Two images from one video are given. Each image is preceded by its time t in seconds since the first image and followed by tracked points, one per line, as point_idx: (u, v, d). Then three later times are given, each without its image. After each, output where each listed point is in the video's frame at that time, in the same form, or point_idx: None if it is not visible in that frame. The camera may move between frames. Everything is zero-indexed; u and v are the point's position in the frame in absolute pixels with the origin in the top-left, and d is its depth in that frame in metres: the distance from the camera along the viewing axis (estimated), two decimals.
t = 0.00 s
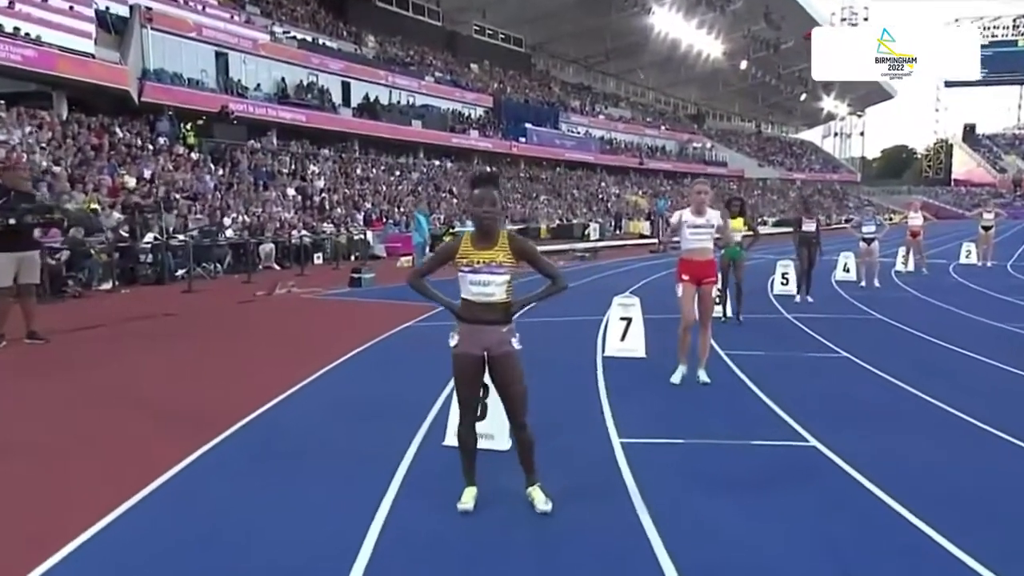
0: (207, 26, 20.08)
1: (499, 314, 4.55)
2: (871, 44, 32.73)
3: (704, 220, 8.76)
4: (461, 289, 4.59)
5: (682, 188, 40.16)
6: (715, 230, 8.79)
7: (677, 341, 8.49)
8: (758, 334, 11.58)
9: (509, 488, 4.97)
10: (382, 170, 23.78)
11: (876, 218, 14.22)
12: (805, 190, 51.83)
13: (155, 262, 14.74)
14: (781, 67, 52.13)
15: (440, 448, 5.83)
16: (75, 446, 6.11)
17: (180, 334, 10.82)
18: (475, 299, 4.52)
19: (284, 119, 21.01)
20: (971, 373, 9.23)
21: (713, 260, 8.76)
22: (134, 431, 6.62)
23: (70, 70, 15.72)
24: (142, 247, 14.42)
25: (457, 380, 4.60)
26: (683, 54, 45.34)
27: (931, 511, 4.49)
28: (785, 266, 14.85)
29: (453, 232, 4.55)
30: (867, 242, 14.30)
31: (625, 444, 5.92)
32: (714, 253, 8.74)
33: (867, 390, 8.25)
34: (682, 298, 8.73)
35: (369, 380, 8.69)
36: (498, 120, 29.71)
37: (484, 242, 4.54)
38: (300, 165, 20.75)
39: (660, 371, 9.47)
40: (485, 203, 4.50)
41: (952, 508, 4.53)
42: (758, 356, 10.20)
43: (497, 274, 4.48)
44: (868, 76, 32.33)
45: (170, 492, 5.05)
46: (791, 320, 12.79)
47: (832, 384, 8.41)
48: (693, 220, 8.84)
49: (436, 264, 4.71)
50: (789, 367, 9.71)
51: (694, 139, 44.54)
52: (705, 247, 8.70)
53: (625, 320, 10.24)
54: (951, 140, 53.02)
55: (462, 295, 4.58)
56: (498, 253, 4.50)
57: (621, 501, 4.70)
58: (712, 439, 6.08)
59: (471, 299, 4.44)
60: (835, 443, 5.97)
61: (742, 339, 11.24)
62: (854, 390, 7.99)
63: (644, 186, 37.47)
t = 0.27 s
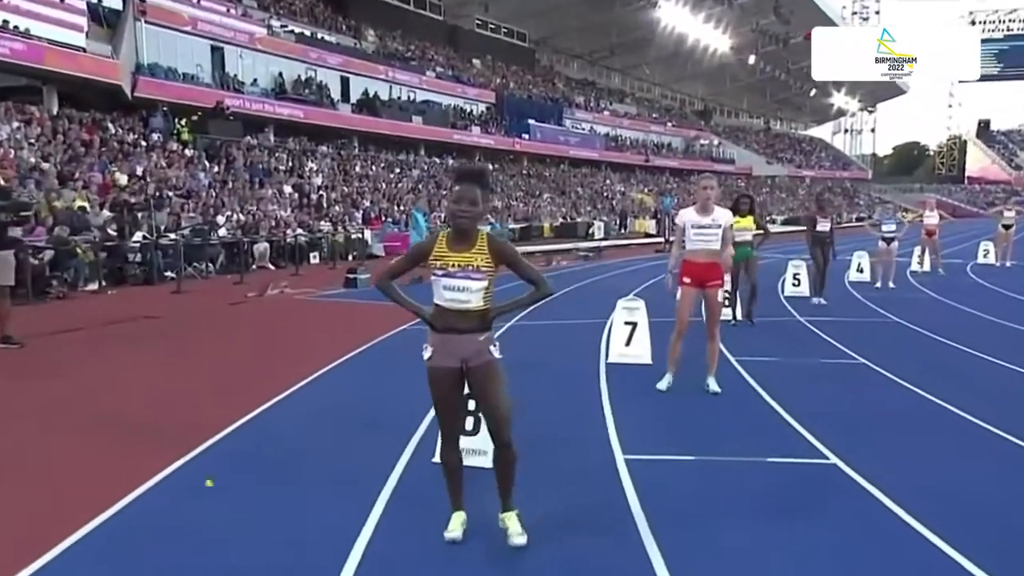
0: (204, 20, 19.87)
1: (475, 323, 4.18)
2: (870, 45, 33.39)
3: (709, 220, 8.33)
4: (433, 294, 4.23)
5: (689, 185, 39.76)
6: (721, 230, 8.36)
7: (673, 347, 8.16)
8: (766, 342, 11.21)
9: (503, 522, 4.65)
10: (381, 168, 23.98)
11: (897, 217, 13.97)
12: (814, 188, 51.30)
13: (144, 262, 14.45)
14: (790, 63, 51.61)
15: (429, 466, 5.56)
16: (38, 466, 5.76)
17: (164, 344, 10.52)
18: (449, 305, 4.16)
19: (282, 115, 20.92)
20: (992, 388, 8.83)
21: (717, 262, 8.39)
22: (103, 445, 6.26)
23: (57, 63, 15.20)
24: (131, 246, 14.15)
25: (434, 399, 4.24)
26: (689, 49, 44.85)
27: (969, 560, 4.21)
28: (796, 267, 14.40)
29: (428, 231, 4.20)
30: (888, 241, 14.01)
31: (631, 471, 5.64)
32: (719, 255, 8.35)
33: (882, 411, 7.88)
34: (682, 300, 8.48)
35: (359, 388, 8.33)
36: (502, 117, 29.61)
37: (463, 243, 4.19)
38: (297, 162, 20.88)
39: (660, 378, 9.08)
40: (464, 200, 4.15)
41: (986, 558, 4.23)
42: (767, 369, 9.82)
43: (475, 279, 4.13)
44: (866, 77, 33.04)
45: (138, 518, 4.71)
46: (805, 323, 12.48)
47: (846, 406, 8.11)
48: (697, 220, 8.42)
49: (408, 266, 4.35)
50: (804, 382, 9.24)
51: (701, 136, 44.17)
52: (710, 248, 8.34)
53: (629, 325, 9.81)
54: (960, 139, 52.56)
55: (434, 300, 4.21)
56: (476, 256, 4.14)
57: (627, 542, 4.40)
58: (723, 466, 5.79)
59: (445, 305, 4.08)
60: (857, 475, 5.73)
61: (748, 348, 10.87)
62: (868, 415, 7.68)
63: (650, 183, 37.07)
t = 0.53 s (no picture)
0: (196, 14, 19.88)
1: (461, 338, 3.70)
2: (870, 45, 33.12)
3: (702, 219, 7.68)
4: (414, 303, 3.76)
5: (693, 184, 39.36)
6: (715, 232, 7.72)
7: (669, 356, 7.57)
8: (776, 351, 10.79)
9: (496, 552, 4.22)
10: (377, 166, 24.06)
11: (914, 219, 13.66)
12: (821, 187, 50.85)
13: (129, 263, 14.36)
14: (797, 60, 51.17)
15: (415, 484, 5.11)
16: None
17: (150, 348, 10.22)
18: (430, 318, 3.69)
19: (276, 111, 20.84)
20: (1005, 399, 8.57)
21: (710, 266, 7.77)
22: (72, 454, 5.94)
23: (43, 57, 14.71)
24: (115, 246, 13.92)
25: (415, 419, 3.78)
26: (694, 44, 44.49)
27: None
28: (805, 269, 13.90)
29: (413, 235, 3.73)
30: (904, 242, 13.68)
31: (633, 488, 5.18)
32: (713, 259, 7.72)
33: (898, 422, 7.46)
34: (674, 307, 7.77)
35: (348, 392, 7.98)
36: (502, 113, 29.32)
37: (451, 250, 3.71)
38: (291, 160, 20.98)
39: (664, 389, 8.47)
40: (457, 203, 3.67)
41: None
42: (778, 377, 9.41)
43: (462, 292, 3.66)
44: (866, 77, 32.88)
45: (101, 538, 4.38)
46: (816, 329, 12.04)
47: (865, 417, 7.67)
48: (688, 219, 7.77)
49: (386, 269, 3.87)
50: (818, 390, 8.79)
51: (706, 134, 43.85)
52: (702, 250, 7.68)
53: (632, 331, 9.34)
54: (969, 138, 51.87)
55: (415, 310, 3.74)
56: (464, 267, 3.67)
57: (625, 562, 4.03)
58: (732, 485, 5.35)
59: (426, 319, 3.61)
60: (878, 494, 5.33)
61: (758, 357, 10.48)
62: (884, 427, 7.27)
63: (653, 183, 36.74)
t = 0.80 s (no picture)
0: (186, 9, 19.42)
1: (460, 349, 3.74)
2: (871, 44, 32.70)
3: (695, 221, 7.15)
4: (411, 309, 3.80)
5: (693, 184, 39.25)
6: (709, 234, 7.19)
7: (668, 367, 7.14)
8: (780, 355, 10.60)
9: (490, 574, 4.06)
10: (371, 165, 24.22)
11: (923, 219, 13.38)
12: (823, 187, 50.71)
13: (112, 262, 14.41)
14: (799, 58, 50.82)
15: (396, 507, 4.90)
16: None
17: (134, 351, 10.16)
18: (428, 326, 3.73)
19: (269, 108, 20.75)
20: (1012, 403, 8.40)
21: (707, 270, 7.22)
22: (60, 456, 5.89)
23: (27, 51, 14.35)
24: (99, 246, 13.50)
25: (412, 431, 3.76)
26: (696, 41, 44.12)
27: None
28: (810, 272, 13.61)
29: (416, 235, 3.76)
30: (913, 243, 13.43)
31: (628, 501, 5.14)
32: (709, 262, 7.19)
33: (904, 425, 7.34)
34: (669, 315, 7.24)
35: (341, 393, 7.91)
36: (500, 111, 29.03)
37: (452, 256, 3.73)
38: (283, 158, 21.15)
39: (665, 398, 8.04)
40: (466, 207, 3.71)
41: None
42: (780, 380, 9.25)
43: (461, 300, 3.68)
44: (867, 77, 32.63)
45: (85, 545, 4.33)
46: (822, 333, 11.77)
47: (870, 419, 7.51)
48: (681, 221, 7.24)
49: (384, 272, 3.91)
50: (825, 393, 8.57)
51: (706, 133, 43.64)
52: (696, 254, 7.15)
53: (634, 337, 8.96)
54: (974, 137, 51.43)
55: (412, 317, 3.78)
56: (465, 274, 3.70)
57: None
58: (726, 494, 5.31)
59: (422, 327, 3.66)
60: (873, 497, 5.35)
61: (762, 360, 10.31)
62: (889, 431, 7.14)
63: (653, 182, 36.68)
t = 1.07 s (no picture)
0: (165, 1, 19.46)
1: (486, 355, 3.68)
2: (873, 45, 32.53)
3: (692, 217, 6.64)
4: (429, 316, 3.70)
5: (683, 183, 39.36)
6: (708, 230, 6.69)
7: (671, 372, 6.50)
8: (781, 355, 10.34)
9: None
10: (358, 161, 24.04)
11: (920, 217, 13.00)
12: (815, 185, 50.77)
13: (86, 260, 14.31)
14: (792, 55, 50.68)
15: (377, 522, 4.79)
16: None
17: (109, 361, 10.00)
18: (451, 331, 3.65)
19: (251, 102, 20.60)
20: None
21: (707, 268, 6.68)
22: (26, 468, 5.73)
23: None
24: (71, 243, 13.45)
25: (425, 441, 3.70)
26: (686, 38, 44.04)
27: None
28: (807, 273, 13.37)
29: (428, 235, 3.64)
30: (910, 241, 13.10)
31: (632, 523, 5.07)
32: (707, 260, 6.72)
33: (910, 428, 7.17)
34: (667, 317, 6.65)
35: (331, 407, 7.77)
36: (489, 108, 28.82)
37: (470, 253, 3.66)
38: (267, 154, 21.07)
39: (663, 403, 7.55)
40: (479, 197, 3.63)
41: None
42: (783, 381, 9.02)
43: (486, 299, 3.64)
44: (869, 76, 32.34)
45: (61, 561, 4.17)
46: (825, 336, 11.39)
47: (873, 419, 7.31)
48: (677, 218, 6.74)
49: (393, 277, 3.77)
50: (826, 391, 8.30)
51: (699, 130, 43.72)
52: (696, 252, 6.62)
53: (631, 340, 8.57)
54: (967, 136, 51.20)
55: (430, 324, 3.69)
56: (487, 271, 3.65)
57: None
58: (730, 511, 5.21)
59: (445, 332, 3.60)
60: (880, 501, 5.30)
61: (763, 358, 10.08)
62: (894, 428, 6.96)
63: (643, 180, 36.78)
